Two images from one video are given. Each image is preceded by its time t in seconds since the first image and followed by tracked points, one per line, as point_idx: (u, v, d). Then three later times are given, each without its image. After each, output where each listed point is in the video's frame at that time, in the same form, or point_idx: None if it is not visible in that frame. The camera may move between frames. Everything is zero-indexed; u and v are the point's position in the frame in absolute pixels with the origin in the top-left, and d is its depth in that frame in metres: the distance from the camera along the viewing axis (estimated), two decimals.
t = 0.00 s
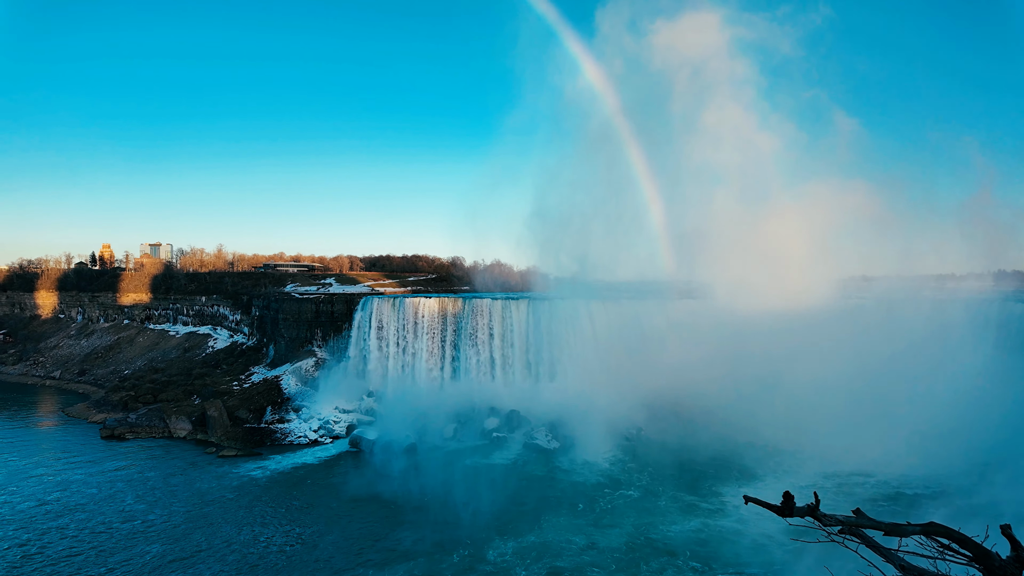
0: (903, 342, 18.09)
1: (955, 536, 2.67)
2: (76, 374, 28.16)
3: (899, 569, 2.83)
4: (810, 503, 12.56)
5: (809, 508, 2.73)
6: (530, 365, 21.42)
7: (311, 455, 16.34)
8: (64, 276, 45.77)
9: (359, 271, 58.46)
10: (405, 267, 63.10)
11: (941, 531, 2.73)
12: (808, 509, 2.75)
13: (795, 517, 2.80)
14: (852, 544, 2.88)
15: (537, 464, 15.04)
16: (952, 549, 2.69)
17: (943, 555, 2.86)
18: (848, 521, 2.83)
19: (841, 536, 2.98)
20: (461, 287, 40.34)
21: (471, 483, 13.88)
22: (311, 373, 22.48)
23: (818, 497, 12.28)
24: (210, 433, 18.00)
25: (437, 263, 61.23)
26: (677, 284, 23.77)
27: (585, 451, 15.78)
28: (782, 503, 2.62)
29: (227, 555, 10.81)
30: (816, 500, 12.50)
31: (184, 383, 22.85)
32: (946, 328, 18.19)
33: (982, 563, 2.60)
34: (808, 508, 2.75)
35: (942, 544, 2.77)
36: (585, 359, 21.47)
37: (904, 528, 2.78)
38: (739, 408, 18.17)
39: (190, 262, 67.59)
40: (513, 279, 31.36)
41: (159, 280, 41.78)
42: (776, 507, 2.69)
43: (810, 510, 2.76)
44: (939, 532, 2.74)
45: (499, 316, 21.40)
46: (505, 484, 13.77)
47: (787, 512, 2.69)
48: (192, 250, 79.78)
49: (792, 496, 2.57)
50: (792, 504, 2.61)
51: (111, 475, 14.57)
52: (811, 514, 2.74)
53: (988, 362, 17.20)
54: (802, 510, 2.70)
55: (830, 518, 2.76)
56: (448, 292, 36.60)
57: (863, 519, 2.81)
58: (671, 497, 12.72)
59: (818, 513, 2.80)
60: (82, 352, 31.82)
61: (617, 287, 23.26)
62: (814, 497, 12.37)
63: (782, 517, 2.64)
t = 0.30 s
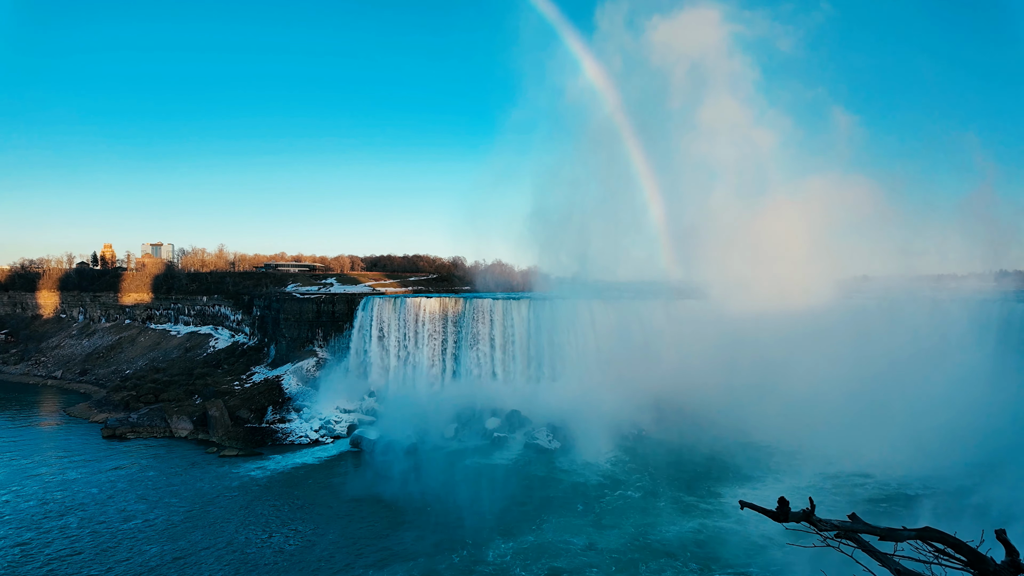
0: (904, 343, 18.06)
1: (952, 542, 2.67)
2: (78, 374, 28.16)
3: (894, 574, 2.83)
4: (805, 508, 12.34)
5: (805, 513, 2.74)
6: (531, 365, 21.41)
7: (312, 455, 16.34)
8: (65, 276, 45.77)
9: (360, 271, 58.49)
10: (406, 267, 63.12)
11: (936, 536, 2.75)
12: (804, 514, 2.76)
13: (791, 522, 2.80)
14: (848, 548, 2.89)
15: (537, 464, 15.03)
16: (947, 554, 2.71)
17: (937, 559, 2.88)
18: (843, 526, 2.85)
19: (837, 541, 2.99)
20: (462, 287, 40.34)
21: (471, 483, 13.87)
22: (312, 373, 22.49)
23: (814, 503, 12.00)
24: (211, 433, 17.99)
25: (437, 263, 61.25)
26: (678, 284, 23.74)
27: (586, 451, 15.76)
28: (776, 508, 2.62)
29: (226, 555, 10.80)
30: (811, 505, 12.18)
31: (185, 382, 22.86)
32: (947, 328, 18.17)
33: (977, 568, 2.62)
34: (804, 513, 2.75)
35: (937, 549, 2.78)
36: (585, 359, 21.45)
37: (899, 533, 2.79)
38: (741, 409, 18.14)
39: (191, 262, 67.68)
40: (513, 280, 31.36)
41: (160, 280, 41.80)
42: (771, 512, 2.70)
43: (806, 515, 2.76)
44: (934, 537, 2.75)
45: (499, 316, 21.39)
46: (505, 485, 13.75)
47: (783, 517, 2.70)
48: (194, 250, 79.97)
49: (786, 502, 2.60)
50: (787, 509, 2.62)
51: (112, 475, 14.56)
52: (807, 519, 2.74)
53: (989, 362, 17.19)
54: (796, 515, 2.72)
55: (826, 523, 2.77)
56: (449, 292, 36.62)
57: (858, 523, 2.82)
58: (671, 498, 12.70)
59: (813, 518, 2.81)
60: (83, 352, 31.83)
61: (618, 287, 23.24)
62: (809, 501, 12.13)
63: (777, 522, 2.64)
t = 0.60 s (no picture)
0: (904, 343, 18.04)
1: (945, 545, 2.73)
2: (78, 374, 28.15)
3: None
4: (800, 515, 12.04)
5: (801, 519, 2.74)
6: (531, 365, 21.41)
7: (312, 455, 16.34)
8: (65, 276, 45.72)
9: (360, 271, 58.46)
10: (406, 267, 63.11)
11: (932, 541, 2.77)
12: (800, 520, 2.75)
13: (787, 527, 2.80)
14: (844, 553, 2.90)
15: (537, 464, 15.02)
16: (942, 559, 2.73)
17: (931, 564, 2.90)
18: (840, 531, 2.85)
19: (831, 547, 3.00)
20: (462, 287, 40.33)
21: (470, 483, 13.86)
22: (313, 373, 22.49)
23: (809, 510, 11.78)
24: (211, 433, 17.99)
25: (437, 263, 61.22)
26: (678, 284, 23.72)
27: (587, 451, 15.75)
28: (773, 514, 2.61)
29: (225, 555, 10.79)
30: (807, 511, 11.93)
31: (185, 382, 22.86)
32: (947, 328, 18.16)
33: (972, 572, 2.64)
34: (800, 519, 2.75)
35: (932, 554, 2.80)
36: (585, 359, 21.45)
37: (896, 539, 2.80)
38: (742, 409, 18.12)
39: (192, 262, 67.62)
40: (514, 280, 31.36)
41: (160, 280, 41.78)
42: (768, 518, 2.69)
43: (802, 521, 2.77)
44: (930, 542, 2.77)
45: (500, 315, 21.38)
46: (505, 485, 13.74)
47: (780, 524, 2.69)
48: (195, 250, 79.98)
49: (783, 509, 2.59)
50: (784, 516, 2.61)
51: (113, 475, 14.57)
52: (802, 525, 2.74)
53: (989, 363, 17.18)
54: (791, 520, 2.72)
55: (822, 529, 2.77)
56: (449, 292, 36.64)
57: (854, 529, 2.83)
58: (671, 498, 12.70)
59: (809, 523, 2.82)
60: (84, 352, 31.82)
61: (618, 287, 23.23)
62: (804, 509, 11.93)
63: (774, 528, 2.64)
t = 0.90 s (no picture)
0: (905, 344, 18.02)
1: (938, 551, 2.82)
2: (78, 374, 28.17)
3: None
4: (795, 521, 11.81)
5: (794, 525, 2.85)
6: (531, 365, 21.43)
7: (313, 455, 16.35)
8: (65, 276, 45.72)
9: (360, 271, 58.43)
10: (407, 267, 63.06)
11: (925, 547, 2.88)
12: (794, 526, 2.87)
13: (781, 533, 2.92)
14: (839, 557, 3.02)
15: (537, 464, 15.04)
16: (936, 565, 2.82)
17: (926, 569, 2.99)
18: (834, 537, 2.96)
19: (829, 551, 3.09)
20: (462, 287, 40.32)
21: (470, 483, 13.87)
22: (313, 373, 22.52)
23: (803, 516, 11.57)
24: (211, 433, 17.99)
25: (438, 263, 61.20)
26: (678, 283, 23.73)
27: (587, 451, 15.75)
28: (766, 520, 2.74)
29: (224, 555, 10.79)
30: (802, 517, 11.73)
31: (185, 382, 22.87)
32: (947, 328, 18.14)
33: None
34: (794, 525, 2.87)
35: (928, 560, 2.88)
36: (585, 359, 21.45)
37: (889, 545, 2.90)
38: (743, 409, 18.12)
39: (192, 263, 67.58)
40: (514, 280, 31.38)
41: (160, 280, 41.77)
42: (762, 524, 2.82)
43: (796, 527, 2.88)
44: (923, 548, 2.86)
45: (500, 315, 21.39)
46: (504, 485, 13.75)
47: (773, 530, 2.81)
48: (195, 250, 79.96)
49: (776, 515, 2.72)
50: (777, 522, 2.74)
51: (113, 475, 14.56)
52: (797, 532, 2.85)
53: (990, 363, 17.18)
54: (787, 528, 2.83)
55: (816, 535, 2.88)
56: (449, 292, 36.62)
57: (848, 535, 2.94)
58: (671, 498, 12.72)
59: (803, 529, 2.92)
60: (84, 352, 31.84)
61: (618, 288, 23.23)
62: (799, 515, 11.72)
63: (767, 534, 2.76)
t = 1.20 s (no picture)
0: (904, 344, 18.05)
1: (931, 555, 2.86)
2: (78, 373, 28.17)
3: None
4: (787, 525, 11.66)
5: (786, 528, 2.89)
6: (531, 365, 21.45)
7: (313, 455, 16.36)
8: (65, 276, 45.70)
9: (360, 271, 58.44)
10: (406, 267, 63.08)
11: (916, 550, 2.93)
12: (786, 530, 2.92)
13: (774, 537, 2.96)
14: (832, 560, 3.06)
15: (536, 464, 15.05)
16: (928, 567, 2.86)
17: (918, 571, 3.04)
18: (826, 540, 3.00)
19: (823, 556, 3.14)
20: (462, 287, 40.33)
21: (469, 484, 13.88)
22: (313, 373, 22.51)
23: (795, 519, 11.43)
24: (211, 433, 18.00)
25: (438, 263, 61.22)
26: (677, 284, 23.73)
27: (587, 451, 15.76)
28: (759, 524, 2.79)
29: (222, 556, 10.78)
30: (793, 520, 11.58)
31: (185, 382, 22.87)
32: (947, 328, 18.17)
33: None
34: (786, 529, 2.92)
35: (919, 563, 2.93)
36: (585, 360, 21.46)
37: (881, 548, 2.95)
38: (743, 409, 18.14)
39: (192, 263, 67.53)
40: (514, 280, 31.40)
41: (161, 280, 41.79)
42: (754, 528, 2.86)
43: (788, 531, 2.92)
44: (914, 551, 2.92)
45: (500, 315, 21.40)
46: (503, 485, 13.76)
47: (766, 533, 2.86)
48: (195, 249, 79.99)
49: (768, 518, 2.77)
50: (768, 525, 2.79)
51: (113, 476, 14.54)
52: (789, 535, 2.90)
53: (989, 363, 17.20)
54: (780, 531, 2.88)
55: (808, 538, 2.92)
56: (449, 292, 36.62)
57: (840, 537, 2.99)
58: (670, 498, 12.73)
59: (796, 533, 2.97)
60: (84, 352, 31.83)
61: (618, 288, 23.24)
62: (791, 519, 11.56)
63: (760, 537, 2.81)
